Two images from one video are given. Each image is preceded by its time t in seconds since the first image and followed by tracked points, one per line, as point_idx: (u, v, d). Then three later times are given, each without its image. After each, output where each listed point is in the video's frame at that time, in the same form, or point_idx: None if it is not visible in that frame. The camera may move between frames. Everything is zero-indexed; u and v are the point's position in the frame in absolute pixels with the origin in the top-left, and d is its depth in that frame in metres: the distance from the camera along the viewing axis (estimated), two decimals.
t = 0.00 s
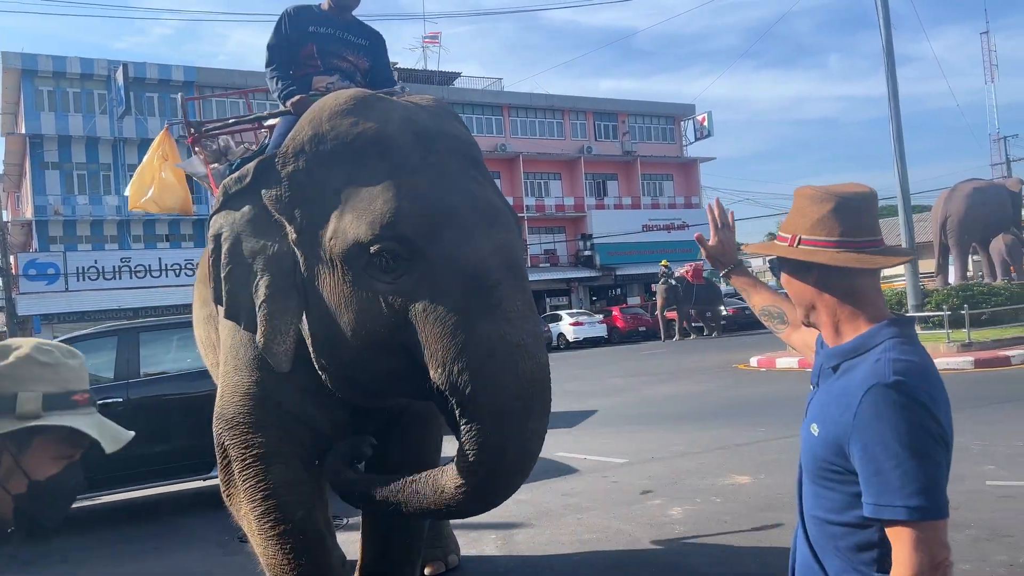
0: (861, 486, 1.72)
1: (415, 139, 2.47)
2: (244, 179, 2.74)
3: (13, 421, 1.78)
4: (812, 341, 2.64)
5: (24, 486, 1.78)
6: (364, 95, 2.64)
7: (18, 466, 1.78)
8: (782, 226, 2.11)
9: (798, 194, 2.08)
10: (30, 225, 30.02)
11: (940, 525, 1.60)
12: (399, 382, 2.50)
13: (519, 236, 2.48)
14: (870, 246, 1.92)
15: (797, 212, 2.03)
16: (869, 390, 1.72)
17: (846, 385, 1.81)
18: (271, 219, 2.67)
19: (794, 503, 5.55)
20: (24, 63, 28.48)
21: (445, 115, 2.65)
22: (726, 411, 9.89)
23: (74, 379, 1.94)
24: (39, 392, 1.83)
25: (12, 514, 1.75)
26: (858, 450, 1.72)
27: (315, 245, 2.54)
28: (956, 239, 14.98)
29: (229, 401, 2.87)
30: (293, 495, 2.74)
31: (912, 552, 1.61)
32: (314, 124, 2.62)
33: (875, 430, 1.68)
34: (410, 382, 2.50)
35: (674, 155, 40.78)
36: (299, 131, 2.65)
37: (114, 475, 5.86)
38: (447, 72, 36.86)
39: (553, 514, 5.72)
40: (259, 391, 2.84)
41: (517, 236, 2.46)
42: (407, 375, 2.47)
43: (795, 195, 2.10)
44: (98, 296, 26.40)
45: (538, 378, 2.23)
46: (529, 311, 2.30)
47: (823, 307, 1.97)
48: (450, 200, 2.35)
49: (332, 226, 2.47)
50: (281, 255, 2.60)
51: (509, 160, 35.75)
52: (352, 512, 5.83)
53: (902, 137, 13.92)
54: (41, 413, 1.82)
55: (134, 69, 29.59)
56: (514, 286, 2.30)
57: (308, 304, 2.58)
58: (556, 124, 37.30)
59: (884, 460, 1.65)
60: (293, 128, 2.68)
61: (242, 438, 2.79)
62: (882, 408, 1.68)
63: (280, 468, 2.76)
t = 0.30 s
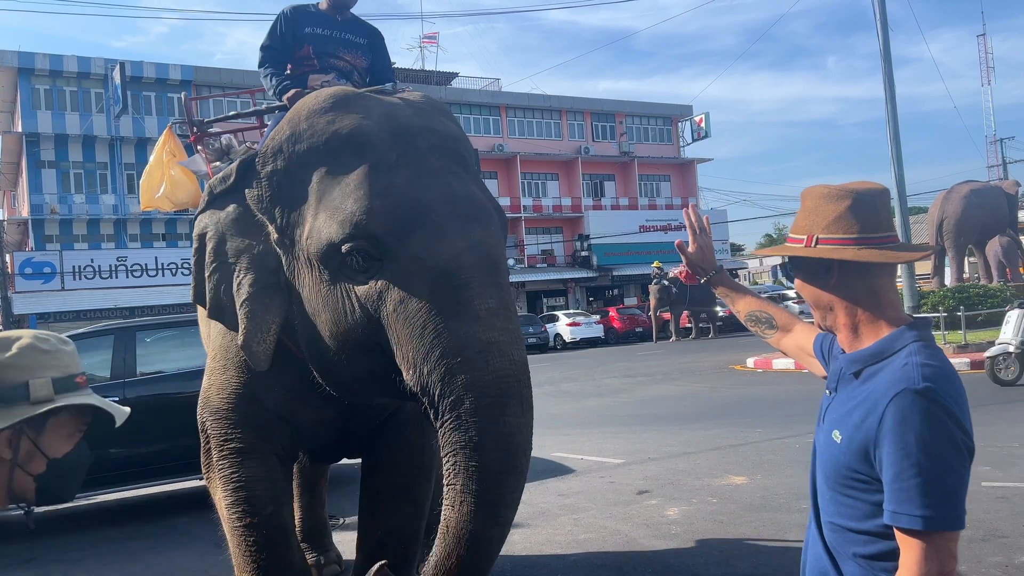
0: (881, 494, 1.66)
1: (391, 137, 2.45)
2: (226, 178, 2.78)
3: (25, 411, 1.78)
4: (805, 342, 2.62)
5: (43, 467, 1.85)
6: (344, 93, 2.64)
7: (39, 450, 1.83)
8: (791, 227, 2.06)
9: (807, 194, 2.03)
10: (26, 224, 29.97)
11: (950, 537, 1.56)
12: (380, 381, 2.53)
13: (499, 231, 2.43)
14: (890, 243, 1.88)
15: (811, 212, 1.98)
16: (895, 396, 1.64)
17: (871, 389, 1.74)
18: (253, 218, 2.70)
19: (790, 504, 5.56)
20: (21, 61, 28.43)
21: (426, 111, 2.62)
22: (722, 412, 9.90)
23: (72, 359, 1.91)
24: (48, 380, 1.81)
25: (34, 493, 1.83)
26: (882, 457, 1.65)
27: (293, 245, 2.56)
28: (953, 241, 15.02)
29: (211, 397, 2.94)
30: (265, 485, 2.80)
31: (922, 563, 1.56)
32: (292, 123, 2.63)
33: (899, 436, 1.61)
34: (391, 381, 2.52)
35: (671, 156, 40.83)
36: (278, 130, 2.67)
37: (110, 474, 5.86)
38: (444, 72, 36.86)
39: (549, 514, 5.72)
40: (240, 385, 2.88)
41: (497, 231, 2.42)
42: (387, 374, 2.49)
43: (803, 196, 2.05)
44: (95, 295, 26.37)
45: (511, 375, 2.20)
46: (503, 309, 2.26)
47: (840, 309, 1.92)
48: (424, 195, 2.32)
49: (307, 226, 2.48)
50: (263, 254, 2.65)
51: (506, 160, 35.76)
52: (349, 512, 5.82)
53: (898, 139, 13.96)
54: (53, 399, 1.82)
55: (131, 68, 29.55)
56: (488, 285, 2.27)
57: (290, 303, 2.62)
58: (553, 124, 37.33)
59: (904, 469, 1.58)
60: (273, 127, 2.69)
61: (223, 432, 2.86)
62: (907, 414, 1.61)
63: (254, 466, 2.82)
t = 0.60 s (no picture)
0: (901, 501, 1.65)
1: (341, 143, 2.47)
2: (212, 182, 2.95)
3: None
4: (813, 346, 2.61)
5: (21, 431, 1.83)
6: (310, 94, 2.69)
7: (12, 416, 1.80)
8: (804, 233, 2.04)
9: (817, 199, 2.02)
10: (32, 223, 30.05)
11: (968, 547, 1.54)
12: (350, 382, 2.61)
13: (454, 234, 2.39)
14: (910, 239, 1.88)
15: (826, 215, 1.96)
16: (918, 402, 1.63)
17: (893, 395, 1.72)
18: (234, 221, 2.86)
19: (794, 505, 5.55)
20: (27, 61, 28.54)
21: (392, 109, 2.60)
22: (726, 412, 9.89)
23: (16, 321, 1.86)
24: (4, 346, 1.78)
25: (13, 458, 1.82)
26: (902, 462, 1.64)
27: (261, 249, 2.66)
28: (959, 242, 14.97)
29: (210, 391, 3.10)
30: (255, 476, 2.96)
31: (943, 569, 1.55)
32: (259, 126, 2.70)
33: (919, 441, 1.60)
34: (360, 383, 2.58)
35: (676, 156, 40.78)
36: (246, 134, 2.75)
37: (115, 472, 5.89)
38: (449, 72, 36.87)
39: (552, 514, 5.73)
40: (232, 381, 3.02)
41: (450, 235, 2.38)
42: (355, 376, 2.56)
43: (813, 202, 2.04)
44: (100, 294, 26.43)
45: (453, 386, 2.17)
46: (444, 317, 2.24)
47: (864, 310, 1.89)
48: (365, 203, 2.32)
49: (269, 232, 2.57)
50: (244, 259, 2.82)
51: (511, 160, 35.77)
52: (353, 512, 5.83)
53: (904, 139, 13.93)
54: (14, 363, 1.79)
55: (137, 67, 29.61)
56: (430, 292, 2.25)
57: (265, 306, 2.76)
58: (558, 124, 37.33)
59: (924, 475, 1.57)
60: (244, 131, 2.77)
61: (219, 425, 3.02)
62: (928, 419, 1.59)
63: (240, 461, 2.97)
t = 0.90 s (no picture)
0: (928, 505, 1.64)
1: (281, 134, 2.51)
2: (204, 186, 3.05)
3: None
4: (824, 347, 2.60)
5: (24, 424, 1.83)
6: (268, 92, 2.73)
7: (17, 408, 1.80)
8: (827, 229, 2.02)
9: (843, 194, 1.99)
10: (46, 222, 30.25)
11: (995, 552, 1.53)
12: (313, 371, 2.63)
13: (390, 215, 2.36)
14: (938, 241, 1.86)
15: (852, 211, 1.94)
16: (943, 403, 1.62)
17: (914, 395, 1.71)
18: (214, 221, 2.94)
19: (805, 506, 5.53)
20: (40, 61, 28.74)
21: (341, 101, 2.65)
22: (736, 412, 9.85)
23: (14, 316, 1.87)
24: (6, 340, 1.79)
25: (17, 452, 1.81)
26: (925, 464, 1.63)
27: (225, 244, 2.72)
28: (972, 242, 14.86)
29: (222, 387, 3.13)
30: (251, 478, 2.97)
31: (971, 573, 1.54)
32: (221, 124, 2.75)
33: (944, 443, 1.59)
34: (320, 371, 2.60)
35: (687, 155, 40.66)
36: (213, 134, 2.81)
37: (127, 471, 5.93)
38: (459, 72, 36.91)
39: (562, 514, 5.73)
40: (238, 380, 3.03)
41: (387, 215, 2.36)
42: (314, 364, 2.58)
43: (838, 196, 2.01)
44: (113, 293, 26.58)
45: (374, 369, 2.12)
46: (370, 298, 2.21)
47: (883, 311, 1.88)
48: (297, 190, 2.35)
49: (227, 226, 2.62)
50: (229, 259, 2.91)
51: (521, 160, 35.76)
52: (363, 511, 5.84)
53: (917, 138, 13.85)
54: (19, 356, 1.80)
55: (149, 66, 29.77)
56: (355, 274, 2.24)
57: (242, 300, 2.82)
58: (568, 124, 37.30)
59: (952, 478, 1.56)
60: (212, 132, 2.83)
61: (230, 421, 3.06)
62: (953, 421, 1.59)
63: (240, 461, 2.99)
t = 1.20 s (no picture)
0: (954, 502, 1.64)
1: (229, 126, 2.48)
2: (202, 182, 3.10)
3: (31, 368, 1.67)
4: (836, 361, 2.57)
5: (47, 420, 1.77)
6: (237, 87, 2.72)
7: (44, 405, 1.73)
8: (866, 212, 1.98)
9: (891, 182, 1.93)
10: (65, 221, 30.56)
11: None
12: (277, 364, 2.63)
13: (327, 205, 2.28)
14: (978, 251, 1.83)
15: (899, 203, 1.89)
16: (970, 400, 1.62)
17: (943, 394, 1.71)
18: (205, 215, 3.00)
19: (822, 506, 5.51)
20: (59, 61, 29.01)
21: (299, 95, 2.61)
22: (752, 412, 9.82)
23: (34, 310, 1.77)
24: (33, 338, 1.69)
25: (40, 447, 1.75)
26: (955, 462, 1.64)
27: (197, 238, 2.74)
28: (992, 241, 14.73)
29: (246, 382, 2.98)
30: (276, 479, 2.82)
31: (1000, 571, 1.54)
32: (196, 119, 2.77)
33: (971, 441, 1.59)
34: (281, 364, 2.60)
35: (702, 154, 40.49)
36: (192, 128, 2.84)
37: (144, 467, 6.01)
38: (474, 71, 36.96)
39: (577, 513, 5.74)
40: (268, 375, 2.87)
41: (324, 206, 2.28)
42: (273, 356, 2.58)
43: (884, 182, 1.96)
44: (130, 291, 26.81)
45: (276, 367, 2.05)
46: (282, 291, 2.12)
47: (913, 311, 1.88)
48: (229, 181, 2.31)
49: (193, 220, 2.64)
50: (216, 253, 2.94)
51: (535, 159, 35.76)
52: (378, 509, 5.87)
53: (935, 137, 13.76)
54: (48, 351, 1.71)
55: (167, 67, 30.01)
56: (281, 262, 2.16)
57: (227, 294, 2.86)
58: (583, 122, 37.25)
59: (977, 476, 1.56)
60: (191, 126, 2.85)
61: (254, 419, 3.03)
62: (982, 419, 1.59)
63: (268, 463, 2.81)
